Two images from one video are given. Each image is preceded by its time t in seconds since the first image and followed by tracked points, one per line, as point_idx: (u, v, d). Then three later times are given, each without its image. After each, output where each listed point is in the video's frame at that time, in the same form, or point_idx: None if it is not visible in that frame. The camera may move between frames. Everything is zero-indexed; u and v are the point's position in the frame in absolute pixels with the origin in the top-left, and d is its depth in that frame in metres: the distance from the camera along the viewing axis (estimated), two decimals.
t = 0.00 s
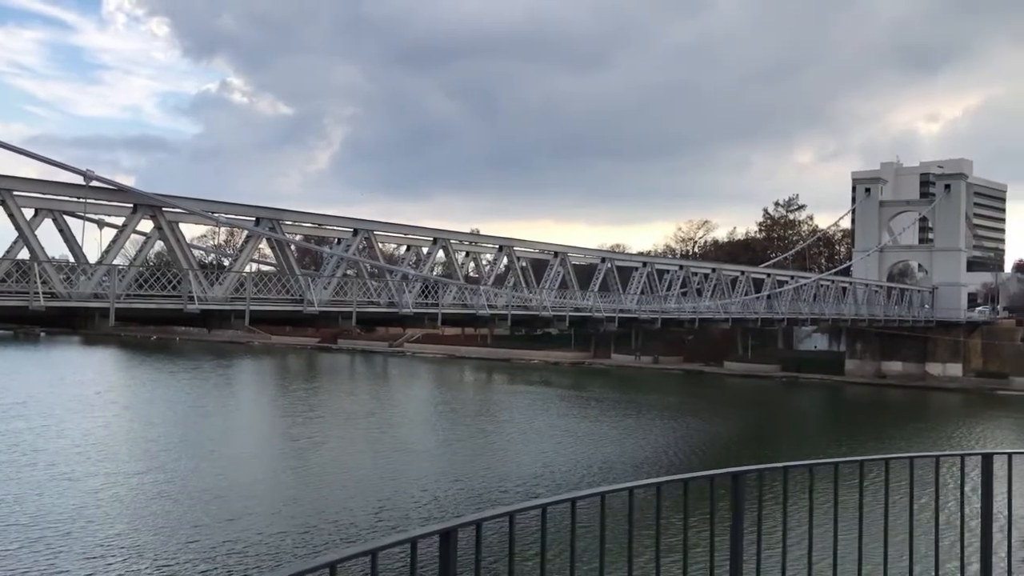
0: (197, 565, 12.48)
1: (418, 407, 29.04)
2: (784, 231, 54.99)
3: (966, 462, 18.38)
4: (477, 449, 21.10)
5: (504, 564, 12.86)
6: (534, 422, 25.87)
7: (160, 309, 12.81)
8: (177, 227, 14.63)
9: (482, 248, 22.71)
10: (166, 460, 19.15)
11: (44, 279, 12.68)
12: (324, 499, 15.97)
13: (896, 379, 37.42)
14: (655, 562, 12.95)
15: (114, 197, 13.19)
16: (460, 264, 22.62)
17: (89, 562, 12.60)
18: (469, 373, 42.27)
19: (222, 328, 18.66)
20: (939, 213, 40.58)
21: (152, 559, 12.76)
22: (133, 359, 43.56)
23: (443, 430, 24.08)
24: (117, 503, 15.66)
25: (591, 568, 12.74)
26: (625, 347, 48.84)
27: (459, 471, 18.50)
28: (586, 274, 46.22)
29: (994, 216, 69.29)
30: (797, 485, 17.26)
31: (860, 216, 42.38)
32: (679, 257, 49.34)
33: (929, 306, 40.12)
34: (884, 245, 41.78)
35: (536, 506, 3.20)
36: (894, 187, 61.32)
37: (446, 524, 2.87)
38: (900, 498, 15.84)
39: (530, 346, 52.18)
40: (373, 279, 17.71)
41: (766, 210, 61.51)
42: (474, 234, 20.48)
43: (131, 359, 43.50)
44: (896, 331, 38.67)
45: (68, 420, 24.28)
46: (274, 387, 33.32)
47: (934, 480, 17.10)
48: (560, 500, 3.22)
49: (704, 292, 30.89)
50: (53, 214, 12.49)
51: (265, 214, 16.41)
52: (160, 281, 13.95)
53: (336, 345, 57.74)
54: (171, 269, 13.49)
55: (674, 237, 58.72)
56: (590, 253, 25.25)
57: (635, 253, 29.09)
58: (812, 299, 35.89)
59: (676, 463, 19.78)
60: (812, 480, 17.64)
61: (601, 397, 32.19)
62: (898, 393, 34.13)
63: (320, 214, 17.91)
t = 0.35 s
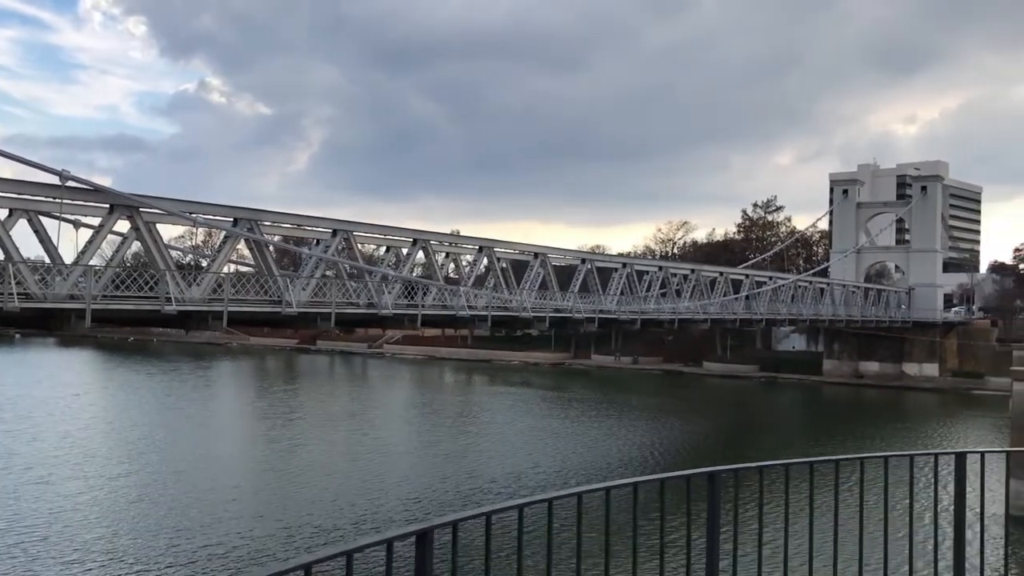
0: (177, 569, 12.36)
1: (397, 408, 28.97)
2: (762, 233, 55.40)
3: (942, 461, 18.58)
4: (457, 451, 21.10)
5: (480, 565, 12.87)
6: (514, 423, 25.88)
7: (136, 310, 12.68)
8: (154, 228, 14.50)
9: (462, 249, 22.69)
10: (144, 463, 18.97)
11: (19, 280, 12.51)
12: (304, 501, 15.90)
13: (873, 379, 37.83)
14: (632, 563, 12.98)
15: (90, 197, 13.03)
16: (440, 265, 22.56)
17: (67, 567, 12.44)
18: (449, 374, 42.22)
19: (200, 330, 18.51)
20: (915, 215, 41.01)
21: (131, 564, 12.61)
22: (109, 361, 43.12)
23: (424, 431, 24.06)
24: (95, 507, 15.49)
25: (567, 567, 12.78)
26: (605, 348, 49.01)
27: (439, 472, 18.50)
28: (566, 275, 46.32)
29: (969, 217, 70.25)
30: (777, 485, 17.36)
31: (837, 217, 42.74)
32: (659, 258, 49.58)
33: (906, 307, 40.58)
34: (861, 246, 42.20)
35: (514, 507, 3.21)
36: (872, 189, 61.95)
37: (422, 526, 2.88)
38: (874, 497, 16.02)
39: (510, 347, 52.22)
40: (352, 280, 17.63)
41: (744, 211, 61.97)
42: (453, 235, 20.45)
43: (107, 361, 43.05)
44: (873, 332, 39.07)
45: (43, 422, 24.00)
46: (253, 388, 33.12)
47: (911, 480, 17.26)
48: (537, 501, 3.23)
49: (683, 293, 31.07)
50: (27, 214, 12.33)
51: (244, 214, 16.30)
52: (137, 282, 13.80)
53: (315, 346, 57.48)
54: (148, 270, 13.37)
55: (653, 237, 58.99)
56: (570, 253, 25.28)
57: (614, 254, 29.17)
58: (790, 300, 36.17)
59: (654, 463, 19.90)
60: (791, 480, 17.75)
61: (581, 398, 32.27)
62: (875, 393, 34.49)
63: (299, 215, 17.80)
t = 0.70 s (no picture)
0: (158, 570, 12.25)
1: (377, 407, 28.90)
2: (742, 233, 55.76)
3: (920, 460, 18.79)
4: (438, 451, 21.10)
5: (457, 565, 12.88)
6: (495, 422, 25.89)
7: (115, 309, 12.54)
8: (132, 225, 14.36)
9: (443, 248, 22.65)
10: (123, 463, 18.78)
11: None
12: (284, 501, 15.84)
13: (851, 379, 38.20)
14: (609, 561, 13.08)
15: (68, 194, 12.88)
16: (421, 264, 22.51)
17: (46, 569, 12.30)
18: (430, 373, 42.15)
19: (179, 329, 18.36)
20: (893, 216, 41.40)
21: (111, 565, 12.49)
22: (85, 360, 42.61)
23: (405, 431, 24.00)
24: (73, 507, 15.31)
25: (544, 565, 12.84)
26: (585, 348, 49.12)
27: (417, 472, 18.49)
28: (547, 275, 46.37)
29: (945, 218, 71.09)
30: (756, 485, 17.50)
31: (817, 219, 43.07)
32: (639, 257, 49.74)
33: (884, 307, 40.98)
34: (840, 247, 42.57)
35: (490, 506, 3.21)
36: (851, 190, 62.49)
37: (398, 525, 2.87)
38: (853, 496, 16.18)
39: (491, 346, 52.20)
40: (332, 279, 17.55)
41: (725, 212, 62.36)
42: (435, 234, 20.40)
43: (84, 359, 42.55)
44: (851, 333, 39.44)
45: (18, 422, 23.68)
46: (232, 388, 32.89)
47: (888, 479, 17.44)
48: (513, 500, 3.24)
49: (663, 293, 31.21)
50: (3, 211, 12.16)
51: (223, 212, 16.17)
52: (115, 280, 13.66)
53: (295, 345, 57.17)
54: (127, 268, 13.24)
55: (635, 237, 59.20)
56: (551, 253, 25.29)
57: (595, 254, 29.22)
58: (769, 300, 36.39)
59: (633, 463, 20.00)
60: (770, 478, 17.90)
61: (562, 398, 32.33)
62: (854, 393, 34.86)
63: (278, 213, 17.69)
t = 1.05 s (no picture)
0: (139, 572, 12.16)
1: (360, 408, 28.83)
2: (724, 235, 56.11)
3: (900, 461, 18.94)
4: (420, 451, 21.07)
5: (434, 566, 12.82)
6: (477, 423, 25.88)
7: (95, 308, 12.43)
8: (113, 224, 14.24)
9: (426, 249, 22.60)
10: (103, 464, 18.61)
11: None
12: (266, 502, 15.78)
13: (832, 381, 38.53)
14: (590, 561, 13.12)
15: (47, 192, 12.75)
16: (405, 264, 22.46)
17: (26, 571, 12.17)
18: (412, 374, 42.08)
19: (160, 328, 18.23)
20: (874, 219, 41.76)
21: (92, 567, 12.37)
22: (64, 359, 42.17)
23: (387, 432, 23.93)
24: (53, 508, 15.15)
25: (521, 567, 12.79)
26: (568, 348, 49.22)
27: (398, 473, 18.43)
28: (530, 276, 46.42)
29: (925, 221, 71.79)
30: (737, 486, 17.59)
31: (799, 221, 43.36)
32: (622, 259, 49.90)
33: (865, 310, 41.32)
34: (822, 250, 42.89)
35: (468, 507, 3.22)
36: (832, 193, 63.01)
37: (376, 526, 2.88)
38: (835, 498, 16.28)
39: (474, 347, 52.19)
40: (315, 279, 17.47)
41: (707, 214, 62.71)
42: (418, 234, 20.35)
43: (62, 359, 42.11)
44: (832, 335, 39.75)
45: None
46: (213, 388, 32.68)
47: (870, 481, 17.56)
48: (491, 501, 3.25)
49: (646, 294, 31.29)
50: None
51: (205, 211, 16.07)
52: (95, 279, 13.54)
53: (276, 345, 56.88)
54: (107, 267, 13.12)
55: (617, 239, 59.36)
56: (535, 254, 25.30)
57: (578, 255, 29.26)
58: (751, 302, 36.58)
59: (614, 464, 20.02)
60: (752, 479, 17.99)
61: (545, 398, 32.39)
62: (834, 395, 35.19)
63: (261, 212, 17.59)
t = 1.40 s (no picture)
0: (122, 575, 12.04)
1: (345, 410, 28.76)
2: (709, 238, 56.42)
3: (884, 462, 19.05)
4: (404, 453, 21.01)
5: (411, 566, 12.73)
6: (462, 425, 25.85)
7: (75, 308, 12.30)
8: (95, 224, 14.12)
9: (411, 250, 22.55)
10: (86, 467, 18.43)
11: None
12: (248, 504, 15.69)
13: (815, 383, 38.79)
14: (578, 563, 13.10)
15: (28, 192, 12.63)
16: (389, 265, 22.39)
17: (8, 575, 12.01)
18: (397, 375, 42.00)
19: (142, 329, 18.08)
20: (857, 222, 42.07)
21: (75, 571, 12.24)
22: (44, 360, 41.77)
23: (371, 434, 23.84)
24: (36, 512, 14.99)
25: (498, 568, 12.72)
26: (553, 349, 49.29)
27: (380, 476, 18.33)
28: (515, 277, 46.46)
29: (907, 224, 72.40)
30: (722, 487, 17.66)
31: (782, 223, 43.61)
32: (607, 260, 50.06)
33: (847, 312, 41.61)
34: (805, 252, 43.17)
35: (446, 508, 3.21)
36: (816, 196, 63.46)
37: (351, 528, 2.87)
38: (818, 499, 16.38)
39: (459, 348, 52.15)
40: (298, 279, 17.37)
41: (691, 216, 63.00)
42: (402, 235, 20.30)
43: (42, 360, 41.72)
44: (815, 336, 40.02)
45: None
46: (196, 389, 32.50)
47: (853, 482, 17.65)
48: (468, 503, 3.25)
49: (630, 296, 31.34)
50: None
51: (187, 211, 15.96)
52: (75, 280, 13.41)
53: (260, 346, 56.63)
54: (88, 267, 13.00)
55: (602, 240, 59.51)
56: (520, 256, 25.31)
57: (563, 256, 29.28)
58: (735, 303, 36.73)
59: (598, 465, 20.04)
60: (736, 480, 18.06)
61: (530, 400, 32.43)
62: (816, 396, 35.45)
63: (244, 213, 17.49)
